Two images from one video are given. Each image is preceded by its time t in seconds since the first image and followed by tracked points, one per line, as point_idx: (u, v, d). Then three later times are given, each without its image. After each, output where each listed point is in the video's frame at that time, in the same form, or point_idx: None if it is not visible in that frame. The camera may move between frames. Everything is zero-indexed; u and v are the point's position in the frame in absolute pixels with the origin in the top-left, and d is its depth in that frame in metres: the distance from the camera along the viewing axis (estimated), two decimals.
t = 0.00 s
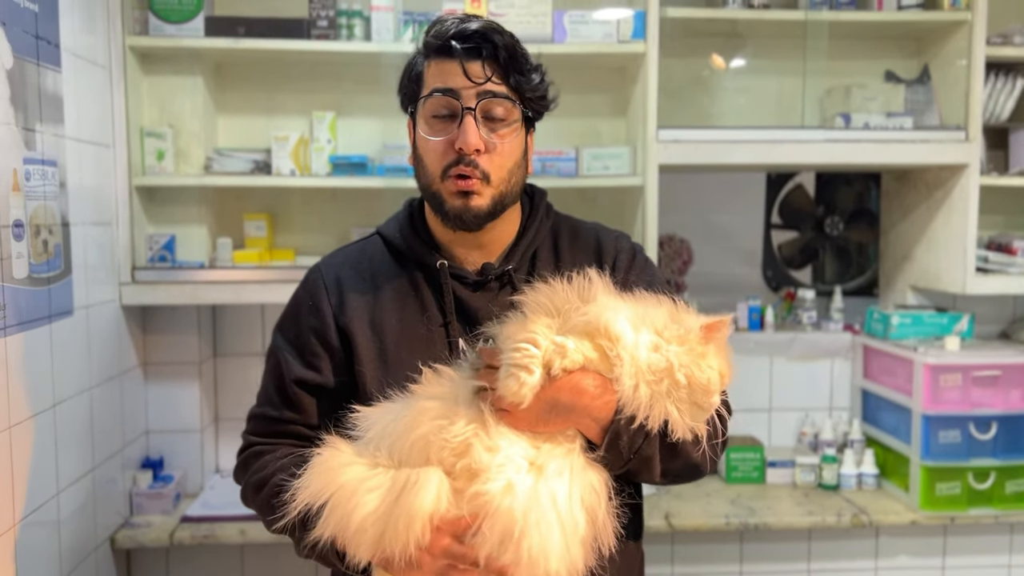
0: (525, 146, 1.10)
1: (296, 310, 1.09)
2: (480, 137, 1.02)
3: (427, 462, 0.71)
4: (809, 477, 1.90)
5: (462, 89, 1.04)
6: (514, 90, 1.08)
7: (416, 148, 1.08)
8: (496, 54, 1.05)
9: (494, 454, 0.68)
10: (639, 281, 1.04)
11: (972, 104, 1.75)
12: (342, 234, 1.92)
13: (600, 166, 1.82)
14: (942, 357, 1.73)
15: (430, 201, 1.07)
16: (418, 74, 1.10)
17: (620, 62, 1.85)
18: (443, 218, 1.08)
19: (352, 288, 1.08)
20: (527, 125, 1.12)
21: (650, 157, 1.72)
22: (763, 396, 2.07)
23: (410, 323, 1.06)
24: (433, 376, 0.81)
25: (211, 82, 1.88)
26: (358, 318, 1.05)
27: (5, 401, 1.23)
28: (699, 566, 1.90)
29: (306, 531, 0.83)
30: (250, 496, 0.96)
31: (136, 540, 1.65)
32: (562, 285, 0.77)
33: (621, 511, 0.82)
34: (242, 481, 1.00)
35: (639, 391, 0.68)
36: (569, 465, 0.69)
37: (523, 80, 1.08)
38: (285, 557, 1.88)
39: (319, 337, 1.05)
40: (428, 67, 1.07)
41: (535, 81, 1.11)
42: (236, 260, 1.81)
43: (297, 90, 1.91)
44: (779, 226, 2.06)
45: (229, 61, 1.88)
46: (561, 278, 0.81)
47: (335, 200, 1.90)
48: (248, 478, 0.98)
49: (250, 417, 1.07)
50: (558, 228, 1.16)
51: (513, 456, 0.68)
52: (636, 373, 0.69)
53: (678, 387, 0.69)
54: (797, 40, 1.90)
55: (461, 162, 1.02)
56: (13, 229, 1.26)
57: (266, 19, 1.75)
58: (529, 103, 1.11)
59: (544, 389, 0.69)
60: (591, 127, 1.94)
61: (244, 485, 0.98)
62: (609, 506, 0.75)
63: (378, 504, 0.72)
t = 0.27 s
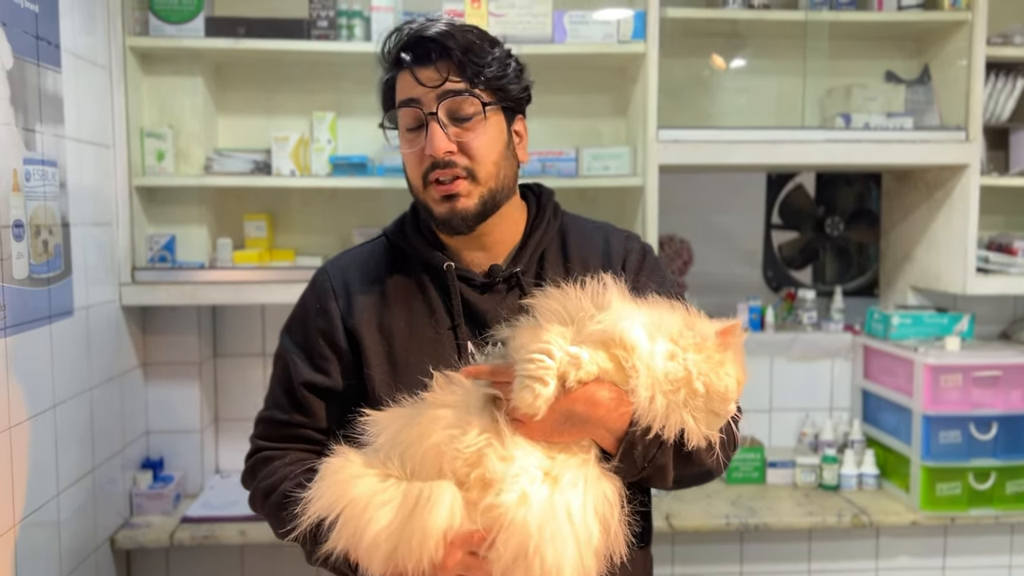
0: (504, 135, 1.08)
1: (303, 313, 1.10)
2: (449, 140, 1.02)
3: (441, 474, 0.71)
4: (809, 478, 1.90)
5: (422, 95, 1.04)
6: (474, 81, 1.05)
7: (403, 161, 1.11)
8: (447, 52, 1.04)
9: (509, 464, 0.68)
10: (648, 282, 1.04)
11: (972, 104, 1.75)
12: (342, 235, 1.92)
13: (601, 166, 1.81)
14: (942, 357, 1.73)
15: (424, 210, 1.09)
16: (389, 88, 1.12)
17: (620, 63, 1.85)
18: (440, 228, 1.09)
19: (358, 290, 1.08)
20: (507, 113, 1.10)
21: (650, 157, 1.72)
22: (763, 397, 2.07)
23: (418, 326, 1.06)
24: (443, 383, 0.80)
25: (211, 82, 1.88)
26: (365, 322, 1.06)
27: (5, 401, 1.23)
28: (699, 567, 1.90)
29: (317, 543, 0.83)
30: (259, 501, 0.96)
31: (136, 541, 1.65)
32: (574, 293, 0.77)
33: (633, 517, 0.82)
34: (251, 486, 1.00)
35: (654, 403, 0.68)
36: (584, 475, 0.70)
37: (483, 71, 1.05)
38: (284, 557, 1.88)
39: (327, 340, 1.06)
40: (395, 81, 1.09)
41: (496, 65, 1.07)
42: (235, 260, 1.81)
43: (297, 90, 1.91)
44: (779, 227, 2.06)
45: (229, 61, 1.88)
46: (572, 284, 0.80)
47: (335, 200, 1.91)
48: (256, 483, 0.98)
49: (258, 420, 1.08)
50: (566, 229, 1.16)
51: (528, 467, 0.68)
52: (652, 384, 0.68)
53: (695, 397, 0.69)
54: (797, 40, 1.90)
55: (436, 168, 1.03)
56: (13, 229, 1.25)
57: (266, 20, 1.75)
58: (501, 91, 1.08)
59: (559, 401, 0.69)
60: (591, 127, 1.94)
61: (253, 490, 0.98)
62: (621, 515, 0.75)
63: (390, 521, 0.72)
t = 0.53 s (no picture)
0: (510, 135, 1.08)
1: (306, 306, 1.10)
2: (456, 139, 1.02)
3: (445, 472, 0.71)
4: (810, 477, 1.90)
5: (431, 92, 1.04)
6: (483, 81, 1.05)
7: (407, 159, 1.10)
8: (457, 50, 1.04)
9: (509, 459, 0.68)
10: (652, 276, 1.04)
11: (972, 103, 1.75)
12: (342, 235, 1.92)
13: (601, 166, 1.81)
14: (943, 356, 1.73)
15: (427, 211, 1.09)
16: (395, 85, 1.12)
17: (620, 63, 1.86)
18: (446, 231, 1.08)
19: (362, 285, 1.08)
20: (511, 113, 1.10)
21: (650, 157, 1.72)
22: (764, 396, 2.07)
23: (421, 324, 1.06)
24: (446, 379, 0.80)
25: (212, 82, 1.88)
26: (369, 319, 1.06)
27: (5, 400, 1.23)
28: (699, 567, 1.90)
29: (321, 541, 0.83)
30: (258, 493, 0.96)
31: (136, 541, 1.66)
32: (572, 284, 0.77)
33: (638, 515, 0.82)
34: (250, 478, 0.99)
35: (654, 388, 0.68)
36: (586, 467, 0.69)
37: (492, 70, 1.05)
38: (285, 557, 1.88)
39: (331, 334, 1.06)
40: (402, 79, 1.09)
41: (505, 66, 1.07)
42: (236, 260, 1.81)
43: (298, 90, 1.91)
44: (779, 226, 2.06)
45: (229, 61, 1.88)
46: (570, 277, 0.80)
47: (335, 200, 1.91)
48: (256, 475, 0.97)
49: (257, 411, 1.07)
50: (569, 224, 1.16)
51: (529, 460, 0.68)
52: (650, 369, 0.68)
53: (695, 380, 0.69)
54: (797, 40, 1.90)
55: (441, 166, 1.02)
56: (13, 229, 1.25)
57: (267, 20, 1.75)
58: (508, 90, 1.08)
59: (557, 390, 0.69)
60: (591, 127, 1.94)
61: (252, 482, 0.98)
62: (625, 508, 0.75)
63: (398, 515, 0.72)
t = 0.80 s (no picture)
0: (518, 147, 1.08)
1: (304, 312, 1.09)
2: (464, 153, 1.01)
3: (452, 499, 0.71)
4: (810, 477, 1.90)
5: (440, 104, 1.03)
6: (493, 93, 1.04)
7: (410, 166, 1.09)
8: (468, 60, 1.02)
9: (522, 483, 0.69)
10: (655, 289, 1.05)
11: (974, 102, 1.75)
12: (343, 234, 1.92)
13: (601, 165, 1.81)
14: (944, 356, 1.73)
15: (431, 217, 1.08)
16: (400, 87, 1.10)
17: (621, 62, 1.85)
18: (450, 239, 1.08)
19: (361, 291, 1.08)
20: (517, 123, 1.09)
21: (651, 156, 1.72)
22: (765, 395, 2.07)
23: (422, 332, 1.06)
24: (450, 393, 0.78)
25: (212, 82, 1.88)
26: (369, 326, 1.06)
27: (6, 399, 1.23)
28: (700, 566, 1.90)
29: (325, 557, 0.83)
30: (261, 506, 0.97)
31: (137, 540, 1.66)
32: (584, 303, 0.75)
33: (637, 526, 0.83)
34: (251, 487, 1.00)
35: (667, 420, 0.69)
36: (593, 492, 0.71)
37: (501, 82, 1.04)
38: (286, 556, 1.88)
39: (330, 342, 1.06)
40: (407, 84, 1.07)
41: (515, 77, 1.06)
42: (236, 259, 1.81)
43: (299, 89, 1.91)
44: (780, 226, 2.06)
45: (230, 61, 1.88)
46: (579, 292, 0.78)
47: (336, 198, 1.91)
48: (258, 487, 0.98)
49: (256, 417, 1.07)
50: (570, 227, 1.15)
51: (540, 485, 0.69)
52: (666, 402, 0.69)
53: (707, 414, 0.70)
54: (798, 39, 1.90)
55: (449, 179, 1.02)
56: (14, 229, 1.25)
57: (268, 19, 1.75)
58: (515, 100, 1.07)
59: (573, 419, 0.69)
60: (592, 126, 1.94)
61: (254, 493, 0.99)
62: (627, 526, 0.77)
63: (408, 549, 0.71)
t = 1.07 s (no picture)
0: (518, 145, 1.08)
1: (301, 311, 1.09)
2: (466, 150, 1.01)
3: (451, 490, 0.72)
4: (811, 476, 1.90)
5: (441, 101, 1.02)
6: (494, 90, 1.04)
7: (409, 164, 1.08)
8: (469, 57, 1.02)
9: (520, 476, 0.70)
10: (649, 286, 1.05)
11: (975, 101, 1.75)
12: (344, 233, 1.92)
13: (602, 164, 1.82)
14: (945, 355, 1.73)
15: (429, 215, 1.08)
16: (399, 84, 1.09)
17: (623, 61, 1.85)
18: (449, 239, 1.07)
19: (359, 290, 1.08)
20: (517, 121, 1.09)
21: (652, 155, 1.72)
22: (766, 394, 2.07)
23: (420, 330, 1.06)
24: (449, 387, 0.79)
25: (213, 81, 1.88)
26: (367, 324, 1.05)
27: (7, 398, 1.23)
28: (701, 565, 1.90)
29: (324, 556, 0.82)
30: (259, 505, 0.97)
31: (138, 539, 1.66)
32: (581, 298, 0.75)
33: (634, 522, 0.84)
34: (250, 487, 1.00)
35: (663, 412, 0.69)
36: (591, 484, 0.72)
37: (502, 79, 1.04)
38: (287, 555, 1.88)
39: (328, 341, 1.05)
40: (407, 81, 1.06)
41: (516, 75, 1.06)
42: (237, 258, 1.82)
43: (299, 88, 1.91)
44: (781, 225, 2.06)
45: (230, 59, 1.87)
46: (577, 289, 0.79)
47: (335, 198, 1.90)
48: (256, 486, 0.98)
49: (254, 418, 1.07)
50: (567, 227, 1.16)
51: (540, 479, 0.70)
52: (661, 394, 0.69)
53: (702, 406, 0.70)
54: (800, 37, 1.90)
55: (451, 177, 1.02)
56: (15, 228, 1.25)
57: (269, 18, 1.75)
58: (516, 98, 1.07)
59: (569, 411, 0.69)
60: (593, 125, 1.94)
61: (252, 492, 0.99)
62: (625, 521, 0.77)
63: (410, 539, 0.71)
